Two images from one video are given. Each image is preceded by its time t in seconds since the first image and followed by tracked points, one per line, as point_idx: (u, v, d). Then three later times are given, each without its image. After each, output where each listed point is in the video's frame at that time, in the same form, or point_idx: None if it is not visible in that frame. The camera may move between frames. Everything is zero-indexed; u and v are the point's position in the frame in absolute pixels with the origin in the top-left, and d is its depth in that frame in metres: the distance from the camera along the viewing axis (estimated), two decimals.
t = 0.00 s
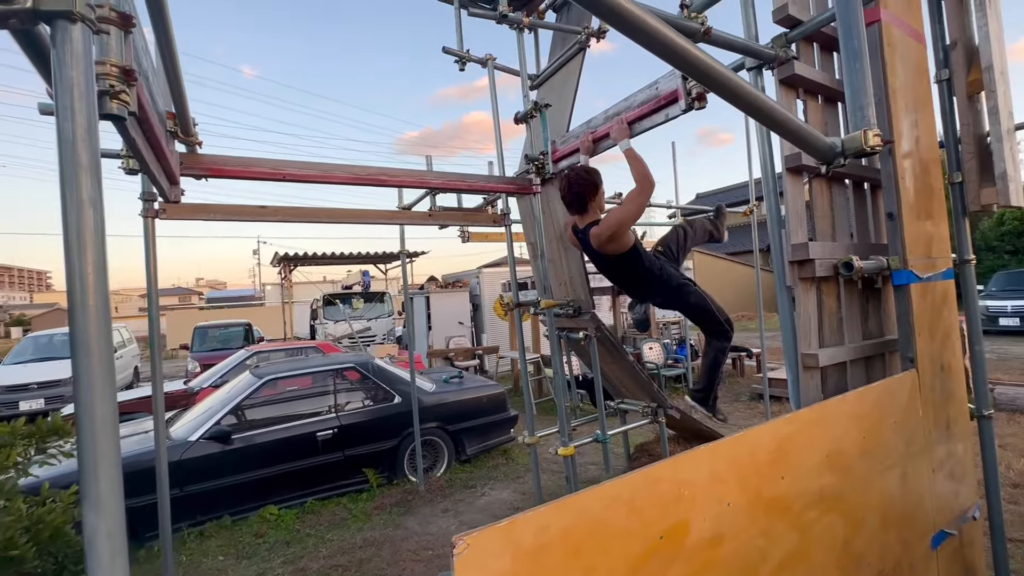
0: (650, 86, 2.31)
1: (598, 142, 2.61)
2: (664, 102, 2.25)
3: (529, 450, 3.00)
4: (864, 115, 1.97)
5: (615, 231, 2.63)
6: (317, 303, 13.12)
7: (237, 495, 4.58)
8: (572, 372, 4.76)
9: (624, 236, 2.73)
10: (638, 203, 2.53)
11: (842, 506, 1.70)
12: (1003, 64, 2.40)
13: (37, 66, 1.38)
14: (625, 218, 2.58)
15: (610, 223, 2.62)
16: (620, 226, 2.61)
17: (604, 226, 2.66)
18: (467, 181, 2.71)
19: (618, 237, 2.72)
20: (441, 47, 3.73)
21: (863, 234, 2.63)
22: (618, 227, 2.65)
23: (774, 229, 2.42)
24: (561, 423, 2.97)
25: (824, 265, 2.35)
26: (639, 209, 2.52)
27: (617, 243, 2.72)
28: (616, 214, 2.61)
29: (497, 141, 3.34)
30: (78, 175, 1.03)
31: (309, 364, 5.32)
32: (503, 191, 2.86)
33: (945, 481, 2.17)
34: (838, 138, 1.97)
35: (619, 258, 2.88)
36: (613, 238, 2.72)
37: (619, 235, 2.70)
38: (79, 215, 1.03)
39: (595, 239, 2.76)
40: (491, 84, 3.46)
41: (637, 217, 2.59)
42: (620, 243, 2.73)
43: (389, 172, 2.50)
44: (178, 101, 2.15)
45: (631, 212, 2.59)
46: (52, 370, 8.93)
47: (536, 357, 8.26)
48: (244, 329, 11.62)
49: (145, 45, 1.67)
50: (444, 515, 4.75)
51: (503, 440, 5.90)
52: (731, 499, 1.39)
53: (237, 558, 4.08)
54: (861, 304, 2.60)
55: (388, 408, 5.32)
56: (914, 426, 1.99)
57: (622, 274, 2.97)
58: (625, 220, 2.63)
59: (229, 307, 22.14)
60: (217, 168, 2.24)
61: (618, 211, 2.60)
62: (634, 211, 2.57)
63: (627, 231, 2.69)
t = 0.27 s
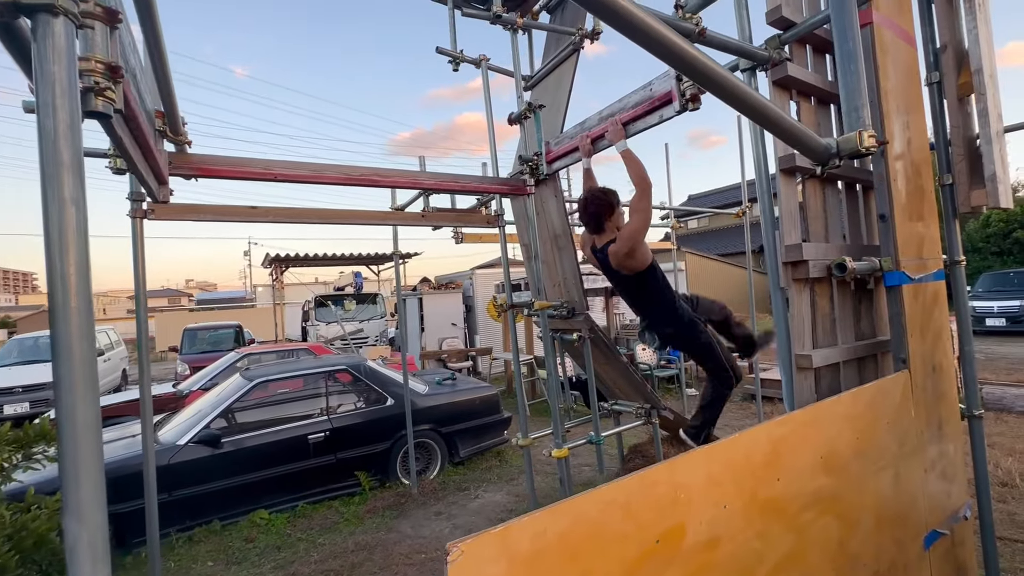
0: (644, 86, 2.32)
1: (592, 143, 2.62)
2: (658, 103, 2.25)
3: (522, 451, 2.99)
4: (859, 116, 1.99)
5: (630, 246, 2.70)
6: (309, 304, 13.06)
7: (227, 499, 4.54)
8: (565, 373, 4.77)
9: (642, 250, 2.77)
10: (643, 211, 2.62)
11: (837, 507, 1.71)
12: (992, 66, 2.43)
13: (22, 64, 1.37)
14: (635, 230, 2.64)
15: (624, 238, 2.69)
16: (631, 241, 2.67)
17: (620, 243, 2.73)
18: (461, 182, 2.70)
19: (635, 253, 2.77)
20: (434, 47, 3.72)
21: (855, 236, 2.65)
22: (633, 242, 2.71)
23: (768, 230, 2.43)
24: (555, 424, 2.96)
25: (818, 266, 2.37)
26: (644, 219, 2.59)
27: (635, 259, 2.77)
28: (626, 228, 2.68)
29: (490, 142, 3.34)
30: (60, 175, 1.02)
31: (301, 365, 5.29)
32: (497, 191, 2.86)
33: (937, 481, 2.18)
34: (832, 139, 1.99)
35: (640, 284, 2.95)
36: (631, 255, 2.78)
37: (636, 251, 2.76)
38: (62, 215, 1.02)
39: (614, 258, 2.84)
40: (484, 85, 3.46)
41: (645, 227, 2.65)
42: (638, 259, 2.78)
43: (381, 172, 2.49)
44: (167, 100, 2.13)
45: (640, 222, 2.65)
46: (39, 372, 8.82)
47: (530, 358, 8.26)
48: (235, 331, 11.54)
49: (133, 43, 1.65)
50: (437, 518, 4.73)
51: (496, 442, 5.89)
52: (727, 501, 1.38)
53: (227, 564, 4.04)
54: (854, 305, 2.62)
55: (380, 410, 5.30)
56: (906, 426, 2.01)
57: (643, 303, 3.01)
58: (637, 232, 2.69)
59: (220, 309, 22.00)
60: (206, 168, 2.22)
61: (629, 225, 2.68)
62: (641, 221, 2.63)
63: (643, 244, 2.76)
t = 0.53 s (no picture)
0: (638, 85, 2.32)
1: (587, 142, 2.61)
2: (652, 102, 2.25)
3: (518, 451, 2.99)
4: (851, 115, 2.00)
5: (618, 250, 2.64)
6: (306, 304, 13.03)
7: (221, 499, 4.53)
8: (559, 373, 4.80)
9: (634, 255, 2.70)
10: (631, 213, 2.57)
11: (829, 508, 1.70)
12: (986, 65, 2.43)
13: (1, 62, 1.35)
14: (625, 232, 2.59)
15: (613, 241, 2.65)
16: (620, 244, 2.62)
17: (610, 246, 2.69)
18: (456, 181, 2.70)
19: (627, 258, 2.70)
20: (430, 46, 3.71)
21: (849, 235, 2.65)
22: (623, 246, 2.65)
23: (762, 230, 2.43)
24: (550, 424, 2.96)
25: (811, 266, 2.36)
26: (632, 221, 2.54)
27: (624, 265, 2.71)
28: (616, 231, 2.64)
29: (485, 141, 3.33)
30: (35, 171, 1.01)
31: (296, 365, 5.28)
32: (493, 190, 2.85)
33: (930, 482, 2.18)
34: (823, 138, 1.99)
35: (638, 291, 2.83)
36: (621, 261, 2.72)
37: (625, 256, 2.70)
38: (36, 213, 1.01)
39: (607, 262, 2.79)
40: (480, 84, 3.45)
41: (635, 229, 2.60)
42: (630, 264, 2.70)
43: (375, 171, 2.48)
44: (157, 99, 2.12)
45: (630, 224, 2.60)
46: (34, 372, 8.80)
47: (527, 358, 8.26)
48: (232, 331, 11.52)
49: (119, 41, 1.64)
50: (432, 518, 4.72)
51: (492, 442, 5.89)
52: (717, 503, 1.37)
53: (221, 565, 4.03)
54: (848, 305, 2.62)
55: (376, 410, 5.29)
56: (899, 427, 2.01)
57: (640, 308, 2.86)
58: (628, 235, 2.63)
59: (217, 308, 21.95)
60: (198, 167, 2.21)
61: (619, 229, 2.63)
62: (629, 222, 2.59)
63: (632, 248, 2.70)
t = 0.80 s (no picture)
0: (633, 85, 2.31)
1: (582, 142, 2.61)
2: (647, 101, 2.25)
3: (515, 451, 2.99)
4: (840, 115, 1.96)
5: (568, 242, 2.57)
6: (308, 303, 13.06)
7: (220, 498, 4.54)
8: (557, 374, 4.82)
9: (587, 255, 2.61)
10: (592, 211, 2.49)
11: (821, 510, 1.69)
12: (984, 65, 2.42)
13: None
14: (579, 228, 2.53)
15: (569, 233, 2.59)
16: (572, 237, 2.55)
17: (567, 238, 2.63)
18: (452, 181, 2.70)
19: (579, 257, 2.62)
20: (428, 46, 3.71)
21: (846, 236, 2.64)
22: (577, 241, 2.59)
23: (757, 229, 2.41)
24: (548, 425, 2.96)
25: (807, 266, 2.34)
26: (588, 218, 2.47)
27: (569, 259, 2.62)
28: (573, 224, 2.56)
29: (483, 141, 3.33)
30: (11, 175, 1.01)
31: (296, 365, 5.29)
32: (489, 190, 2.85)
33: (925, 483, 2.17)
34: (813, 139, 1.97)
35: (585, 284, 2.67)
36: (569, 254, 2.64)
37: (574, 252, 2.61)
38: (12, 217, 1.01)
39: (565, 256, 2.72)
40: (477, 84, 3.45)
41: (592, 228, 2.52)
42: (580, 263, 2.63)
43: (370, 171, 2.48)
44: (148, 98, 2.12)
45: (589, 222, 2.53)
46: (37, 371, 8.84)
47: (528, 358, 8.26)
48: (234, 330, 11.55)
49: (107, 42, 1.63)
50: (431, 518, 4.72)
51: (492, 442, 5.89)
52: (705, 506, 1.36)
53: (219, 563, 4.04)
54: (844, 305, 2.62)
55: (375, 410, 5.30)
56: (894, 428, 2.00)
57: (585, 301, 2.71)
58: (583, 232, 2.56)
59: (220, 307, 22.01)
60: (193, 167, 2.22)
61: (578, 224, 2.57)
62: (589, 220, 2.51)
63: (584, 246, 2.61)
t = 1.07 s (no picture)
0: (630, 85, 2.31)
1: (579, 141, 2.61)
2: (644, 101, 2.25)
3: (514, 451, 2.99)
4: (830, 115, 1.89)
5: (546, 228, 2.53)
6: (311, 304, 13.10)
7: (221, 497, 4.55)
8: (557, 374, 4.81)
9: (557, 246, 2.58)
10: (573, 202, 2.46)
11: (816, 512, 1.68)
12: (984, 63, 2.40)
13: None
14: (557, 215, 2.49)
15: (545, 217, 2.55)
16: (549, 224, 2.50)
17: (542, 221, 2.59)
18: (450, 181, 2.71)
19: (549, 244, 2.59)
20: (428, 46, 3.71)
21: (844, 236, 2.63)
22: (550, 227, 2.55)
23: (754, 229, 2.41)
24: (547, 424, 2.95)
25: (803, 267, 2.33)
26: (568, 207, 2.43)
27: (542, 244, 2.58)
28: (553, 210, 2.52)
29: (483, 140, 3.33)
30: None
31: (296, 364, 5.30)
32: (488, 190, 2.86)
33: (924, 485, 2.16)
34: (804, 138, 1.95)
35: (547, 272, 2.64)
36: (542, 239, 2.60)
37: (549, 238, 2.57)
38: None
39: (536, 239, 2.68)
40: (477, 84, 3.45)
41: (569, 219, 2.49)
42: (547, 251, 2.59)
43: (369, 171, 2.49)
44: (145, 98, 2.12)
45: (568, 212, 2.50)
46: (42, 370, 8.89)
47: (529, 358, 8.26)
48: (238, 330, 11.59)
49: (102, 42, 1.64)
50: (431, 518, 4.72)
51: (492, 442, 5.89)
52: (696, 506, 1.35)
53: (219, 562, 4.05)
54: (841, 305, 2.61)
55: (376, 410, 5.30)
56: (891, 429, 1.99)
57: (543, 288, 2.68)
58: (559, 220, 2.53)
59: (224, 307, 22.11)
60: (192, 168, 2.22)
61: (556, 209, 2.53)
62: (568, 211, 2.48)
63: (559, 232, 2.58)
